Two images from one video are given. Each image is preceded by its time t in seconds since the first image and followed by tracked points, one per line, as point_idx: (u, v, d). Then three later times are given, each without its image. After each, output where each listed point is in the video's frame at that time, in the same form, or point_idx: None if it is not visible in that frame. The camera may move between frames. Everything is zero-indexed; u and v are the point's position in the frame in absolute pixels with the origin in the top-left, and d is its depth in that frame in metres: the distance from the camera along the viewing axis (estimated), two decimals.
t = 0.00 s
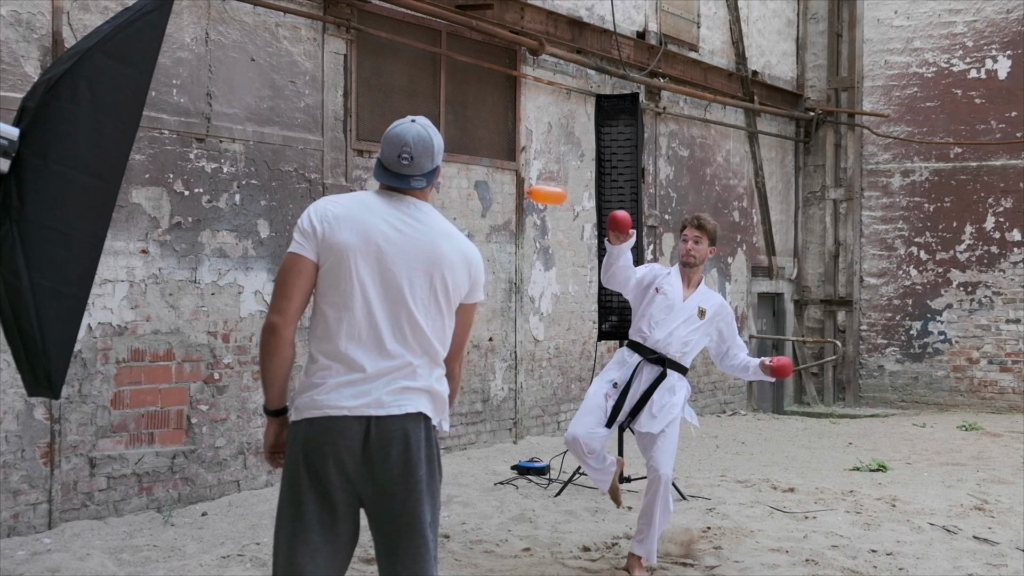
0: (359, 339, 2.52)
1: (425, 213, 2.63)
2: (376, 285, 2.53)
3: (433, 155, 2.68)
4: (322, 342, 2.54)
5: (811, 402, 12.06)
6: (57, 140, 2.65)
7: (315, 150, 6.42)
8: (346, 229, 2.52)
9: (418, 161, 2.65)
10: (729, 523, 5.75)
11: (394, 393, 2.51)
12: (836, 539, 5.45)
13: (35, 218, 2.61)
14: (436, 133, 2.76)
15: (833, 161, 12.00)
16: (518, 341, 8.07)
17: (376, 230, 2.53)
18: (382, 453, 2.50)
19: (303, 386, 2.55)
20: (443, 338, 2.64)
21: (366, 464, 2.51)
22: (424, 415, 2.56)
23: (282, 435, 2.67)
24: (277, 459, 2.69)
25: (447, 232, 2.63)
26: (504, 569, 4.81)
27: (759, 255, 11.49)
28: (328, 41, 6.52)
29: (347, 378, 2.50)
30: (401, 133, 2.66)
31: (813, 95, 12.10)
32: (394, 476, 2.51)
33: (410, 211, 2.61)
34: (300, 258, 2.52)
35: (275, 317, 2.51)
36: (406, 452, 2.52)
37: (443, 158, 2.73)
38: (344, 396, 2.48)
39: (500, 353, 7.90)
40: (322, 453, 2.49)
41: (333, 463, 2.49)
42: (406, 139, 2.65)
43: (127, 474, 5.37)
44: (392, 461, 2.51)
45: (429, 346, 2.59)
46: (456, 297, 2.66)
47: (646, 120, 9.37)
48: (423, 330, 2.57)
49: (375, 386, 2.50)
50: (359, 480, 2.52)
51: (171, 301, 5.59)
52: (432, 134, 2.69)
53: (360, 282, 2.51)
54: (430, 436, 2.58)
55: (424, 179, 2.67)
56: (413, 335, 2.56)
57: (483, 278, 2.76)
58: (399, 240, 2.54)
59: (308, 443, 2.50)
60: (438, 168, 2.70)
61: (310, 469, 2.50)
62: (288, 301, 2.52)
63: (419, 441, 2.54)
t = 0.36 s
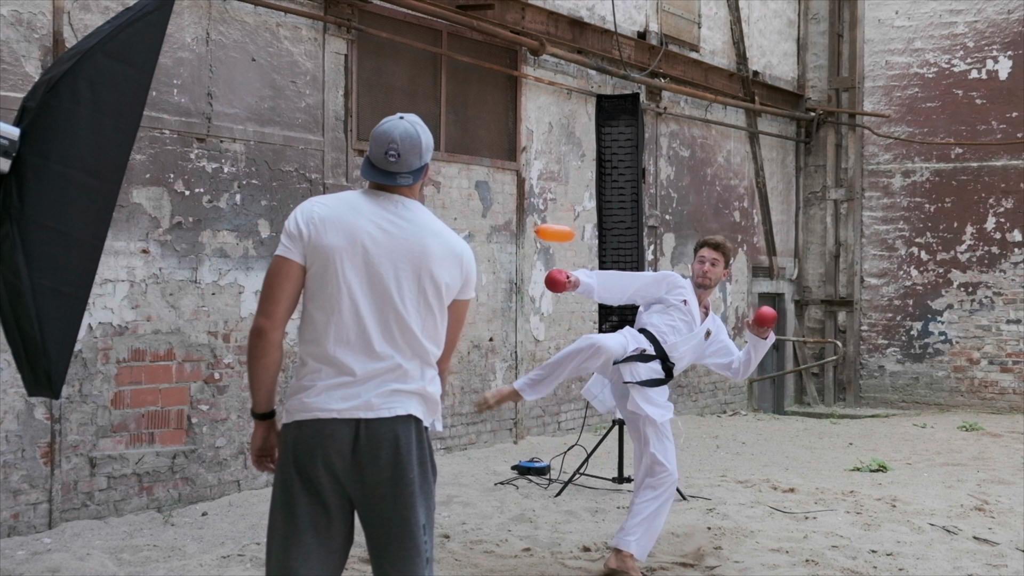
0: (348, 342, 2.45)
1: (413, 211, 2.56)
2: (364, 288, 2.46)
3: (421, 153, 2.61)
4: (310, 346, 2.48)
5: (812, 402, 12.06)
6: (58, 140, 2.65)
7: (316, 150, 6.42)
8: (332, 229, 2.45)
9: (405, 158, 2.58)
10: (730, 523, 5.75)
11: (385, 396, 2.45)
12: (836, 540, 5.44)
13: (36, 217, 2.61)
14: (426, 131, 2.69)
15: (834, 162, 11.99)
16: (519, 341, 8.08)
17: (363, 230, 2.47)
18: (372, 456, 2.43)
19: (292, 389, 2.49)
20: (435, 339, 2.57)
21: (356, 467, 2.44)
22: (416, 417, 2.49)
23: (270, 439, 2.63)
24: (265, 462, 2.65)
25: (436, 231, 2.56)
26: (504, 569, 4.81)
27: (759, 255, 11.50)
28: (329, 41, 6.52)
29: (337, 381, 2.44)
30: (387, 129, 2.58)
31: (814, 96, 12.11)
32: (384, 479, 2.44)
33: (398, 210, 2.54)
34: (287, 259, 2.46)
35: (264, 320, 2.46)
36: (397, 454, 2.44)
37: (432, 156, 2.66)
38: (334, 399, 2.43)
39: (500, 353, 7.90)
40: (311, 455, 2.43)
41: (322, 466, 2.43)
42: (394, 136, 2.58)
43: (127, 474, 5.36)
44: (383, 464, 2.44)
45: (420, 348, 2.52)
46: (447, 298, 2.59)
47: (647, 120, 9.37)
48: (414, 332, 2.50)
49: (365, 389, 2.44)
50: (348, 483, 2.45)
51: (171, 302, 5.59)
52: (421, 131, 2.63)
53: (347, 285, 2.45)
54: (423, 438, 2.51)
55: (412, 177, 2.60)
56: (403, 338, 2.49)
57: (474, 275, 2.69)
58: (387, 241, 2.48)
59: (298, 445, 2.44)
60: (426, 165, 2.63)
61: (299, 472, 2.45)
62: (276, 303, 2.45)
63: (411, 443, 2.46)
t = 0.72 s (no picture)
0: (334, 345, 2.43)
1: (397, 210, 2.52)
2: (349, 290, 2.43)
3: (404, 149, 2.59)
4: (297, 350, 2.46)
5: (812, 403, 12.06)
6: (59, 141, 2.65)
7: (316, 151, 6.42)
8: (313, 232, 2.44)
9: (387, 153, 2.57)
10: (730, 523, 5.75)
11: (372, 398, 2.42)
12: (837, 540, 5.44)
13: (36, 218, 2.61)
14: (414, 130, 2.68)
15: (834, 162, 11.98)
16: (519, 342, 8.08)
17: (343, 232, 2.44)
18: (359, 461, 2.40)
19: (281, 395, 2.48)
20: (425, 338, 2.53)
21: (343, 472, 2.41)
22: (405, 421, 2.46)
23: (255, 446, 2.62)
24: (251, 469, 2.65)
25: (421, 229, 2.51)
26: (503, 569, 4.81)
27: (760, 255, 11.50)
28: (329, 41, 6.53)
29: (323, 385, 2.42)
30: (370, 124, 2.58)
31: (814, 96, 12.10)
32: (373, 483, 2.41)
33: (382, 210, 2.50)
34: (271, 265, 2.46)
35: (248, 326, 2.46)
36: (385, 459, 2.41)
37: (418, 154, 2.64)
38: (322, 403, 2.40)
39: (500, 353, 7.90)
40: (298, 459, 2.40)
41: (309, 470, 2.40)
42: (376, 130, 2.57)
43: (127, 475, 5.36)
44: (371, 468, 2.41)
45: (408, 349, 2.48)
46: (436, 296, 2.54)
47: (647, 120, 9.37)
48: (400, 333, 2.46)
49: (351, 392, 2.41)
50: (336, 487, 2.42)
51: (171, 302, 5.59)
52: (406, 127, 2.61)
53: (331, 288, 2.42)
54: (412, 442, 2.47)
55: (394, 172, 2.58)
56: (390, 340, 2.46)
57: (465, 271, 2.64)
58: (369, 242, 2.44)
59: (287, 450, 2.42)
60: (410, 161, 2.61)
61: (287, 476, 2.42)
62: (258, 310, 2.46)
63: (399, 447, 2.43)
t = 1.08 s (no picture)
0: (318, 354, 2.22)
1: (380, 207, 2.33)
2: (330, 294, 2.24)
3: (386, 147, 2.41)
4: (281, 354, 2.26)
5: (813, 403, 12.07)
6: (60, 142, 2.65)
7: (316, 151, 6.43)
8: (292, 234, 2.24)
9: (367, 150, 2.38)
10: (731, 524, 5.75)
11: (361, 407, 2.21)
12: (838, 541, 5.43)
13: (37, 220, 2.61)
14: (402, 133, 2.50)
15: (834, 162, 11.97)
16: (520, 342, 8.09)
17: (324, 232, 2.24)
18: (344, 468, 2.21)
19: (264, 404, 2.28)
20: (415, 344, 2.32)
21: (329, 479, 2.22)
22: (395, 428, 2.26)
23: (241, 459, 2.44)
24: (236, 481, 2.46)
25: (405, 227, 2.31)
26: (503, 569, 4.82)
27: (760, 256, 11.51)
28: (330, 41, 6.53)
29: (308, 393, 2.21)
30: (352, 120, 2.41)
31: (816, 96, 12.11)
32: (358, 490, 2.22)
33: (363, 207, 2.31)
34: (251, 268, 2.27)
35: (236, 329, 2.30)
36: (375, 465, 2.22)
37: (402, 152, 2.45)
38: (306, 410, 2.21)
39: (500, 354, 7.91)
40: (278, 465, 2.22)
41: (293, 476, 2.21)
42: (357, 126, 2.40)
43: (128, 475, 5.37)
44: (356, 475, 2.22)
45: (395, 355, 2.27)
46: (423, 298, 2.34)
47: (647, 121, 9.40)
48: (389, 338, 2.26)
49: (338, 401, 2.21)
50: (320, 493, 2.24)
51: (172, 302, 5.59)
52: (391, 126, 2.44)
53: (312, 292, 2.23)
54: (404, 448, 2.28)
55: (374, 169, 2.38)
56: (376, 345, 2.26)
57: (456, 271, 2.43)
58: (350, 242, 2.25)
59: (269, 456, 2.22)
60: (393, 158, 2.42)
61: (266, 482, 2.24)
62: (245, 312, 2.30)
63: (388, 452, 2.24)
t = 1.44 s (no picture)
0: (300, 359, 2.21)
1: (359, 208, 2.29)
2: (309, 300, 2.21)
3: (366, 145, 2.35)
4: (267, 359, 2.25)
5: (813, 403, 12.07)
6: (60, 142, 2.65)
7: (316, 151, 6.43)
8: (270, 241, 2.23)
9: (346, 149, 2.35)
10: (730, 524, 5.75)
11: (343, 412, 2.19)
12: (838, 542, 5.43)
13: (37, 220, 2.61)
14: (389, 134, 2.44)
15: (835, 162, 11.97)
16: (520, 343, 8.09)
17: (300, 237, 2.22)
18: (329, 474, 2.18)
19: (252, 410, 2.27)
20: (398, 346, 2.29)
21: (314, 487, 2.19)
22: (381, 435, 2.22)
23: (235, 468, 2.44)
24: (229, 491, 2.47)
25: (384, 228, 2.27)
26: (503, 570, 4.81)
27: (761, 256, 11.51)
28: (330, 42, 6.53)
29: (292, 399, 2.21)
30: (334, 119, 2.38)
31: (816, 96, 12.10)
32: (343, 496, 2.19)
33: (341, 209, 2.27)
34: (234, 276, 2.27)
35: (224, 337, 2.31)
36: (361, 473, 2.19)
37: (385, 151, 2.40)
38: (291, 416, 2.19)
39: (501, 354, 7.90)
40: (263, 470, 2.20)
41: (278, 482, 2.19)
42: (337, 125, 2.36)
43: (128, 475, 5.37)
44: (341, 481, 2.18)
45: (378, 360, 2.24)
46: (406, 300, 2.29)
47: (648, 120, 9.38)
48: (370, 341, 2.23)
49: (320, 406, 2.19)
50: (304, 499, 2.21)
51: (172, 303, 5.59)
52: (373, 123, 2.38)
53: (290, 298, 2.21)
54: (391, 456, 2.24)
55: (353, 169, 2.35)
56: (358, 350, 2.23)
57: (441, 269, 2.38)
58: (327, 245, 2.22)
59: (256, 462, 2.21)
60: (374, 157, 2.37)
61: (252, 487, 2.22)
62: (231, 321, 2.29)
63: (374, 458, 2.20)
